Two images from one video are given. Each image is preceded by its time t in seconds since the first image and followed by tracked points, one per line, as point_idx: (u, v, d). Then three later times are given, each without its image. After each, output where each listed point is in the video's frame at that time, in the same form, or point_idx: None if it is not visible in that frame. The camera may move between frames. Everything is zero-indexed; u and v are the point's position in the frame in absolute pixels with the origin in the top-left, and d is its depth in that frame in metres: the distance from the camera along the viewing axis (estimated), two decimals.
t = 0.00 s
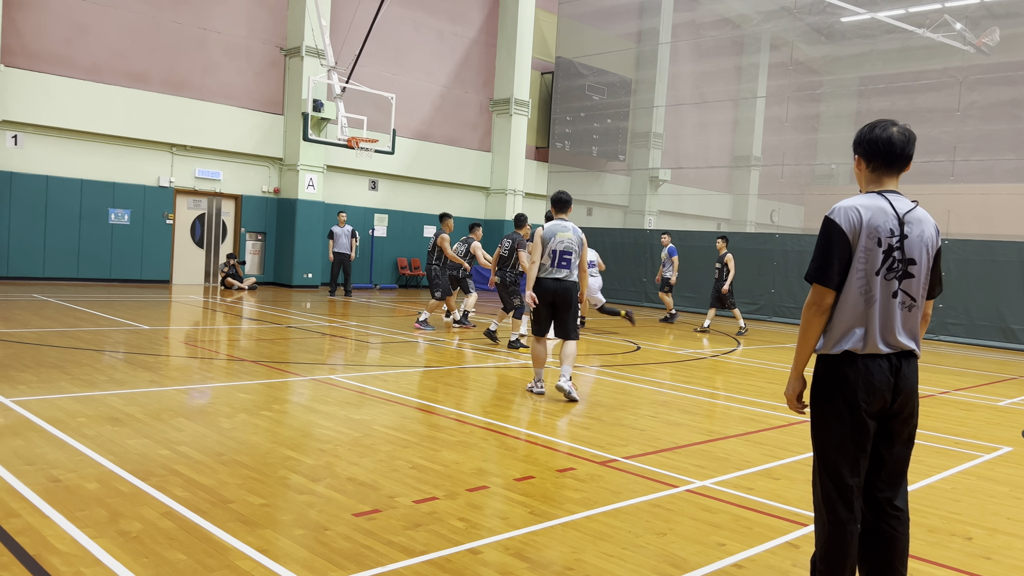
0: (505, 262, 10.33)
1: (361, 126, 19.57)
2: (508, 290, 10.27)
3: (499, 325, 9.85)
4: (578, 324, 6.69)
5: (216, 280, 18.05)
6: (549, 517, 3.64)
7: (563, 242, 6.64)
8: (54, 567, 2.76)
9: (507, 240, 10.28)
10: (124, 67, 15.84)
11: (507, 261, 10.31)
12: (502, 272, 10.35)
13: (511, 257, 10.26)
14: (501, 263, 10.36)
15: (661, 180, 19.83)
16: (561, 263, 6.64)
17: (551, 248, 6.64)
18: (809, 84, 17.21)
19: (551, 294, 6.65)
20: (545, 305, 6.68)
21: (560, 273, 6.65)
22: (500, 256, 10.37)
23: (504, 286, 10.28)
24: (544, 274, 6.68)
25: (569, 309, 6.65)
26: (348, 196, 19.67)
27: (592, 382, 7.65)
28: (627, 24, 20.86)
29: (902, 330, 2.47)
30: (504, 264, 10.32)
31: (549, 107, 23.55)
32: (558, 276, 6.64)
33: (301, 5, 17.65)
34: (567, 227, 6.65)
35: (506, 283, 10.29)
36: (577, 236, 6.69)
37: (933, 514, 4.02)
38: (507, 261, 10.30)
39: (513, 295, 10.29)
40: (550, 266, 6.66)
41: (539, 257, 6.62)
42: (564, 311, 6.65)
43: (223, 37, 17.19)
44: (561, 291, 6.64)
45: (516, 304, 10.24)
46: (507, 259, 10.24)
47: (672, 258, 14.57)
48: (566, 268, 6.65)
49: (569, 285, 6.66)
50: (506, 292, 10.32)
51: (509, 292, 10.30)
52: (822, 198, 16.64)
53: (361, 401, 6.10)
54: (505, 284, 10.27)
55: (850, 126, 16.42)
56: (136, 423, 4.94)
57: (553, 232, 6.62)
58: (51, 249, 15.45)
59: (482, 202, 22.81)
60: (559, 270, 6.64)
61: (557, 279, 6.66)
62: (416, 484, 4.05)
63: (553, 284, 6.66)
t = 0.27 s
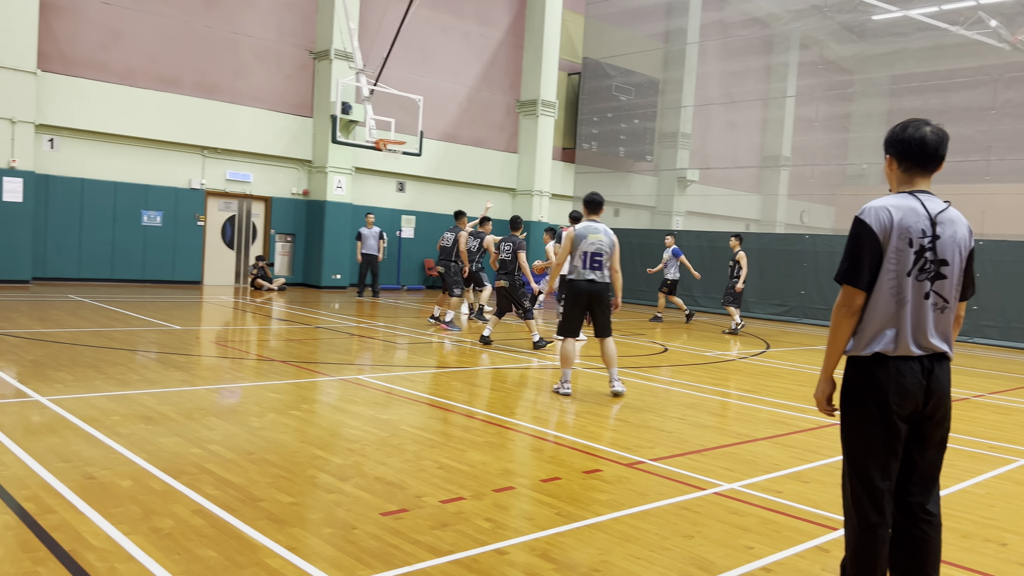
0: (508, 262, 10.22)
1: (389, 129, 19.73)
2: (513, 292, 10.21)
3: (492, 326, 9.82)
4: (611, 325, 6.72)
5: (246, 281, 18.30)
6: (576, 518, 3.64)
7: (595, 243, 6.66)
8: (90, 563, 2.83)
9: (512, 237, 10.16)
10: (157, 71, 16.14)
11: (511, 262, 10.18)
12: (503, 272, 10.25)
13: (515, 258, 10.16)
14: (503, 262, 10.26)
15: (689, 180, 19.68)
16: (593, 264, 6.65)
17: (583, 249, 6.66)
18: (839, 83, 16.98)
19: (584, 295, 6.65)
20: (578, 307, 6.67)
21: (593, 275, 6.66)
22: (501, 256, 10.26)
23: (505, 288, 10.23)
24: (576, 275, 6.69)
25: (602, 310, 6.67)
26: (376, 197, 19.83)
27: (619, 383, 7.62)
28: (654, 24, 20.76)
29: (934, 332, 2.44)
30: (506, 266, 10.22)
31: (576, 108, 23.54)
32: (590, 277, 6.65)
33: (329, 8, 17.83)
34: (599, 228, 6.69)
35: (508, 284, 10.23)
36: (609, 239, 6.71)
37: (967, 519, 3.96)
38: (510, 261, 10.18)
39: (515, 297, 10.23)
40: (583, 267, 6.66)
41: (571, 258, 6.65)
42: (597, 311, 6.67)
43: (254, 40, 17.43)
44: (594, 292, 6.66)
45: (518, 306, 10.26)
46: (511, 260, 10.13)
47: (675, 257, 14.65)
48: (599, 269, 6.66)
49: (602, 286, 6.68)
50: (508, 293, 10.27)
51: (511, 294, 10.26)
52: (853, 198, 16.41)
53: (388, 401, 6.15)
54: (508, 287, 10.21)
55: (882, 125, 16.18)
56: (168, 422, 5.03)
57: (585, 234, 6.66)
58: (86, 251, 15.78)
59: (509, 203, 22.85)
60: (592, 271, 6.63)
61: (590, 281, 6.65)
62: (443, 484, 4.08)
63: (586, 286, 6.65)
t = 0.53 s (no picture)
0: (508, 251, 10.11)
1: (408, 130, 19.82)
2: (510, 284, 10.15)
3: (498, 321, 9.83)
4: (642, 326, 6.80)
5: (267, 282, 18.46)
6: (595, 520, 3.64)
7: (633, 246, 6.67)
8: (113, 560, 2.87)
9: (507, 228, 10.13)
10: (180, 74, 16.34)
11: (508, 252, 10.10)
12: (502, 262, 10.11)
13: (515, 249, 10.11)
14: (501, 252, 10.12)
15: (709, 181, 19.57)
16: (631, 267, 6.66)
17: (621, 252, 6.64)
18: (861, 82, 16.79)
19: (622, 297, 6.67)
20: (613, 309, 6.68)
21: (630, 278, 6.67)
22: (500, 245, 10.11)
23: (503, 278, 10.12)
24: (612, 277, 6.67)
25: (636, 312, 6.74)
26: (396, 198, 19.92)
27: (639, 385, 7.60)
28: (674, 24, 20.68)
29: (958, 334, 2.42)
30: (506, 256, 10.08)
31: (595, 108, 23.49)
32: (628, 280, 6.66)
33: (349, 10, 17.95)
34: (635, 231, 6.69)
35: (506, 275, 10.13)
36: (645, 241, 6.72)
37: (992, 523, 3.90)
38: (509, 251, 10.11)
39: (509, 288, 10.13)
40: (620, 270, 6.65)
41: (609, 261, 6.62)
42: (633, 313, 6.71)
43: (274, 43, 17.60)
44: (630, 295, 6.69)
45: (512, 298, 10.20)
46: (511, 250, 10.07)
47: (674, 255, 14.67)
48: (636, 272, 6.68)
49: (638, 288, 6.71)
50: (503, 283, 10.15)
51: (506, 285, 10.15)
52: (875, 199, 16.23)
53: (407, 401, 6.18)
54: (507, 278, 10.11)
55: (905, 124, 15.98)
56: (190, 421, 5.10)
57: (623, 236, 6.65)
58: (110, 252, 16.00)
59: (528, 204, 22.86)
60: (630, 274, 6.64)
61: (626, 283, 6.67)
62: (462, 484, 4.10)
63: (622, 289, 6.67)
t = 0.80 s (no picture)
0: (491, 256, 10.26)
1: (419, 131, 19.87)
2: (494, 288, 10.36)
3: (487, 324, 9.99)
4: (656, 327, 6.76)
5: (277, 282, 18.54)
6: (605, 521, 3.64)
7: (647, 246, 6.65)
8: (125, 559, 2.90)
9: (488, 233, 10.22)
10: (191, 75, 16.44)
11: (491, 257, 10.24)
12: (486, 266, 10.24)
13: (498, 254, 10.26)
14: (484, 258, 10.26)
15: (720, 181, 19.50)
16: (645, 267, 6.65)
17: (636, 252, 6.63)
18: (873, 82, 16.68)
19: (636, 297, 6.66)
20: (625, 309, 6.70)
21: (644, 278, 6.67)
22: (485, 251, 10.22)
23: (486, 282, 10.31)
24: (625, 277, 6.69)
25: (650, 312, 6.71)
26: (406, 199, 19.96)
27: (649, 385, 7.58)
28: (685, 24, 20.64)
29: (970, 336, 2.40)
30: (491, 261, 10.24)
31: (605, 109, 23.45)
32: (642, 280, 6.66)
33: (360, 11, 18.01)
34: (650, 231, 6.66)
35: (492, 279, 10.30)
36: (660, 241, 6.69)
37: (1005, 526, 3.87)
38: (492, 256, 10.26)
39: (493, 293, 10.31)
40: (633, 270, 6.66)
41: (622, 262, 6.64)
42: (648, 313, 6.69)
43: (285, 44, 17.67)
44: (644, 295, 6.67)
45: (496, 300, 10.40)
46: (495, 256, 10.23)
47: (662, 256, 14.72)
48: (650, 272, 6.67)
49: (652, 289, 6.70)
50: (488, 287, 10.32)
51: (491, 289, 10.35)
52: (887, 199, 16.13)
53: (417, 401, 6.20)
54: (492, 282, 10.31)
55: (917, 124, 15.88)
56: (201, 421, 5.12)
57: (636, 237, 6.64)
58: (122, 252, 16.10)
59: (537, 205, 22.86)
60: (642, 275, 6.64)
61: (639, 284, 6.67)
62: (472, 484, 4.10)
63: (635, 289, 6.68)
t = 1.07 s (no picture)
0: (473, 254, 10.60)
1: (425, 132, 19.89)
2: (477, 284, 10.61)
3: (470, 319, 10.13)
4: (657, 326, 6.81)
5: (284, 282, 18.58)
6: (611, 521, 3.64)
7: (651, 247, 6.65)
8: (132, 559, 2.91)
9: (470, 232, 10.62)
10: (198, 76, 16.49)
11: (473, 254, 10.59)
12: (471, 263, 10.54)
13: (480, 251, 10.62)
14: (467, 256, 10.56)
15: (726, 182, 19.46)
16: (648, 268, 6.67)
17: (640, 252, 6.63)
18: (880, 82, 16.62)
19: (639, 297, 6.66)
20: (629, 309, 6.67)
21: (647, 278, 6.69)
22: (469, 246, 10.57)
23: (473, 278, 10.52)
24: (629, 277, 6.67)
25: (652, 312, 6.74)
26: (412, 200, 19.99)
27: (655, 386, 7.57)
28: (691, 24, 20.62)
29: (977, 337, 2.39)
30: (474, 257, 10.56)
31: (611, 109, 23.42)
32: (645, 281, 6.68)
33: (366, 12, 18.04)
34: (653, 232, 6.67)
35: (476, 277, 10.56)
36: (662, 241, 6.72)
37: (1013, 527, 3.86)
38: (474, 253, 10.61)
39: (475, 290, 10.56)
40: (638, 270, 6.66)
41: (627, 262, 6.61)
42: (651, 313, 6.71)
43: (291, 45, 17.72)
44: (647, 295, 6.69)
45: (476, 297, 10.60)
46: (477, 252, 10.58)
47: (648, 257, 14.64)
48: (653, 273, 6.69)
49: (654, 288, 6.73)
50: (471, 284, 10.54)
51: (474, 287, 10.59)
52: (895, 199, 16.07)
53: (423, 402, 6.21)
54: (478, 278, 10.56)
55: (925, 124, 15.81)
56: (208, 421, 5.14)
57: (641, 238, 6.61)
58: (129, 252, 16.16)
59: (543, 205, 22.87)
60: (646, 275, 6.66)
61: (642, 284, 6.68)
62: (477, 485, 4.11)
63: (638, 289, 6.68)
